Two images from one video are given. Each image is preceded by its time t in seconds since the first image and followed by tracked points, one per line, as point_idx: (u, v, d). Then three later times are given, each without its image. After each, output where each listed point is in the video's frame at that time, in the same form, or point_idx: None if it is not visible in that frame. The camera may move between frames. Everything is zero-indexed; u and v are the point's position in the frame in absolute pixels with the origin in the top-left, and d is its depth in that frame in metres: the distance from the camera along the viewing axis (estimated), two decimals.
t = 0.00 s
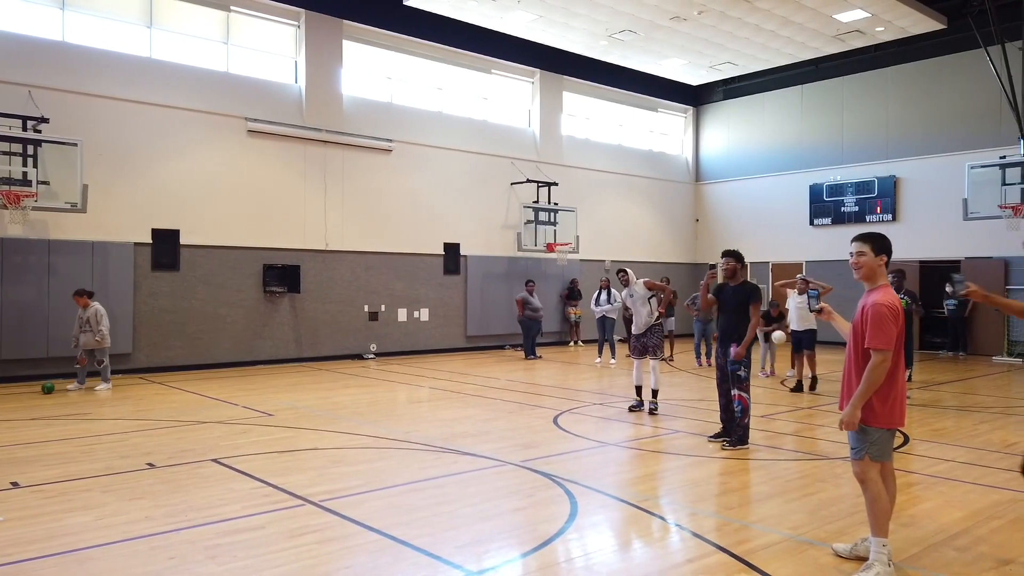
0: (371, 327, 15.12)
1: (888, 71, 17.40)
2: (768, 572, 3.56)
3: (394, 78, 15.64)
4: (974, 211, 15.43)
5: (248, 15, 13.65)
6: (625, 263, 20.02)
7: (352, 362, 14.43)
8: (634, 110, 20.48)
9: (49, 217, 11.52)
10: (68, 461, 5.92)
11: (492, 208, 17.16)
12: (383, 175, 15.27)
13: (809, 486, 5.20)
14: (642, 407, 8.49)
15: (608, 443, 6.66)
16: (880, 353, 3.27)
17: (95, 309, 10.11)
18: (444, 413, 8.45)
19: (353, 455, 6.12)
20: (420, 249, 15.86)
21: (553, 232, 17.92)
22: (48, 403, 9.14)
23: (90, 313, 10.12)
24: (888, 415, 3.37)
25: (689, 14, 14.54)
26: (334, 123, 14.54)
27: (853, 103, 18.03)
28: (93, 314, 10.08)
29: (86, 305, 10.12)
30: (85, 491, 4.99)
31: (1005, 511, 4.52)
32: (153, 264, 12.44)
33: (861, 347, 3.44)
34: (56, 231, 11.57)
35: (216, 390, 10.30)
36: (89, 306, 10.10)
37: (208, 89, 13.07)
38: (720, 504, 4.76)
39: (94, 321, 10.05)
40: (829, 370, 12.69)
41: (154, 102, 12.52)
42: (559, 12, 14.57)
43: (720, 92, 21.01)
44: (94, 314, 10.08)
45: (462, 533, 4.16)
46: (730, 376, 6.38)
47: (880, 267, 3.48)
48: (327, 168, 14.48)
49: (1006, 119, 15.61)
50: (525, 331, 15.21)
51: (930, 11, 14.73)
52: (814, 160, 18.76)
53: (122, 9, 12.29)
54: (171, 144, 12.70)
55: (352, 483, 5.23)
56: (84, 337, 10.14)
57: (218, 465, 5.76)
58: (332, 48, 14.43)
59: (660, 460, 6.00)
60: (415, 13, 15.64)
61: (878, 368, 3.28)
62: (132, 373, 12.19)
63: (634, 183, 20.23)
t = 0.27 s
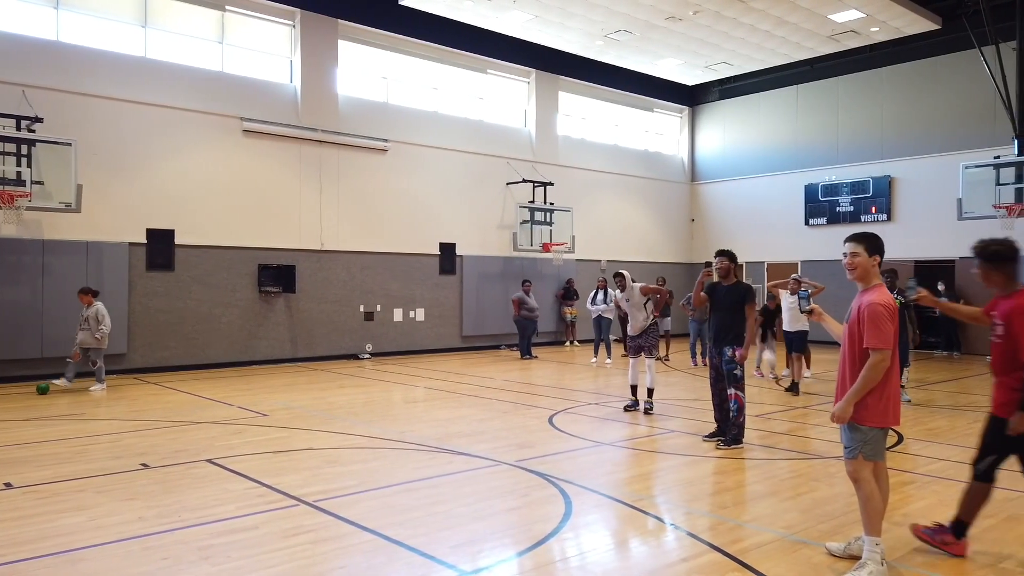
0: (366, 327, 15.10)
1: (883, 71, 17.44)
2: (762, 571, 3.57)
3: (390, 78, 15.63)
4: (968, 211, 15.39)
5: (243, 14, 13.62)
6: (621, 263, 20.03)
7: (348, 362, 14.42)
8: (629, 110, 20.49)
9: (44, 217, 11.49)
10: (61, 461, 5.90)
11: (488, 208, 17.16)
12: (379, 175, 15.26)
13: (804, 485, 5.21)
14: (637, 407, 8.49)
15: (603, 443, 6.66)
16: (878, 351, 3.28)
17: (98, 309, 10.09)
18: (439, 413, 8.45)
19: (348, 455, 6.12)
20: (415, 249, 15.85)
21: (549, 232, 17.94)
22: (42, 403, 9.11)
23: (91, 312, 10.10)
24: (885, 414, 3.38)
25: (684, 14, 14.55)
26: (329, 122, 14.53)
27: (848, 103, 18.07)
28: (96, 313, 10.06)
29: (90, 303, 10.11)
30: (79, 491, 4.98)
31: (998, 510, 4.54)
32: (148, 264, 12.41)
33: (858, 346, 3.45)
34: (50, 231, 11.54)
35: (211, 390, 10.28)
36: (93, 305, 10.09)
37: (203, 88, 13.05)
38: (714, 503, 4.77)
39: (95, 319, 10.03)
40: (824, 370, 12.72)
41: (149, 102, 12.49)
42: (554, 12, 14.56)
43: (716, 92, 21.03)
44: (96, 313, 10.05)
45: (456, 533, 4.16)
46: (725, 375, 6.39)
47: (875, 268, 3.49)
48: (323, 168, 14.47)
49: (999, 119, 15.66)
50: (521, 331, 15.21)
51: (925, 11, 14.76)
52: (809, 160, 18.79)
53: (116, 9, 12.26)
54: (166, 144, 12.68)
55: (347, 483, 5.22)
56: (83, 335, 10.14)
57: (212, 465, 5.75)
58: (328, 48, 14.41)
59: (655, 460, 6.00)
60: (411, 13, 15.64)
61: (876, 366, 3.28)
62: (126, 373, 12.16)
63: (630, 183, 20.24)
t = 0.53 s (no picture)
0: (360, 327, 15.09)
1: (877, 71, 17.50)
2: (752, 570, 3.57)
3: (384, 78, 15.62)
4: (962, 211, 15.47)
5: (237, 14, 13.59)
6: (616, 263, 20.05)
7: (342, 362, 14.40)
8: (624, 110, 20.51)
9: (36, 217, 11.44)
10: (53, 462, 5.89)
11: (482, 208, 17.16)
12: (373, 175, 15.24)
13: (795, 484, 5.23)
14: (631, 407, 8.50)
15: (596, 442, 6.67)
16: (877, 347, 3.26)
17: (92, 312, 10.08)
18: (433, 413, 8.44)
19: (340, 455, 6.12)
20: (410, 249, 15.84)
21: (543, 232, 17.96)
22: (34, 404, 9.08)
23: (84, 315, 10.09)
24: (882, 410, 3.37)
25: (678, 14, 14.56)
26: (323, 122, 14.51)
27: (842, 103, 18.11)
28: (90, 317, 10.07)
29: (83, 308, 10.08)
30: (70, 492, 4.96)
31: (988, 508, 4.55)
32: (141, 264, 12.37)
33: (854, 345, 3.43)
34: (43, 231, 11.50)
35: (204, 391, 10.26)
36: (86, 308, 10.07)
37: (197, 88, 13.02)
38: (707, 502, 4.78)
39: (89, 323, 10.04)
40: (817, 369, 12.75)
41: (141, 102, 12.45)
42: (549, 12, 14.56)
43: (710, 92, 21.06)
44: (90, 316, 10.06)
45: (448, 533, 4.16)
46: (717, 374, 6.41)
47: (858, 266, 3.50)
48: (316, 168, 14.45)
49: (992, 119, 15.72)
50: (516, 331, 15.21)
51: (918, 11, 14.81)
52: (803, 159, 18.83)
53: (109, 8, 12.22)
54: (159, 144, 12.64)
55: (340, 483, 5.22)
56: (76, 339, 10.08)
57: (205, 465, 5.74)
58: (322, 48, 14.40)
59: (647, 459, 6.01)
60: (405, 13, 15.63)
61: (878, 362, 3.25)
62: (120, 373, 12.12)
63: (624, 183, 20.26)
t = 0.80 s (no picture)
0: (351, 327, 15.05)
1: (865, 73, 17.60)
2: (740, 569, 3.59)
3: (374, 78, 15.59)
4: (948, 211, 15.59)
5: (226, 13, 13.54)
6: (606, 263, 20.08)
7: (332, 363, 14.37)
8: (614, 110, 20.54)
9: (23, 218, 11.36)
10: (40, 463, 5.85)
11: (473, 208, 17.15)
12: (363, 174, 15.20)
13: (783, 483, 5.26)
14: (620, 406, 8.53)
15: (586, 442, 6.69)
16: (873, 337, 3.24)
17: (75, 312, 10.01)
18: (423, 413, 8.44)
19: (330, 456, 6.11)
20: (400, 249, 15.82)
21: (534, 232, 17.99)
22: (21, 405, 9.02)
23: (69, 317, 10.01)
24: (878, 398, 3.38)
25: (668, 15, 14.60)
26: (313, 121, 14.47)
27: (831, 104, 18.21)
28: (74, 317, 9.99)
29: (65, 310, 9.99)
30: (57, 494, 4.93)
31: (973, 507, 4.60)
32: (129, 265, 12.31)
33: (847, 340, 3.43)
34: (30, 231, 11.42)
35: (193, 391, 10.22)
36: (68, 309, 9.99)
37: (186, 87, 12.97)
38: (695, 502, 4.80)
39: (76, 324, 9.97)
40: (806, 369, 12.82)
41: (129, 101, 12.38)
42: (539, 12, 14.57)
43: (700, 92, 21.12)
44: (76, 316, 9.99)
45: (437, 533, 4.16)
46: (706, 373, 6.43)
47: (839, 267, 3.54)
48: (306, 167, 14.40)
49: (979, 120, 15.83)
50: (507, 331, 15.21)
51: (906, 13, 14.90)
52: (792, 160, 18.92)
53: (97, 7, 12.15)
54: (148, 143, 12.58)
55: (329, 484, 5.21)
56: (66, 342, 10.03)
57: (193, 467, 5.72)
58: (311, 47, 14.36)
59: (636, 459, 6.03)
60: (395, 12, 15.60)
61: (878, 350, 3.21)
62: (108, 374, 12.05)
63: (615, 183, 20.30)
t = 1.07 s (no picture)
0: (338, 327, 15.01)
1: (850, 75, 17.73)
2: (725, 568, 3.61)
3: (362, 77, 15.54)
4: (933, 212, 15.74)
5: (213, 12, 13.46)
6: (594, 263, 20.12)
7: (319, 363, 14.31)
8: (602, 111, 20.59)
9: (7, 217, 11.26)
10: (24, 465, 5.80)
11: (461, 208, 17.14)
12: (350, 174, 15.14)
13: (769, 483, 5.29)
14: (608, 406, 8.55)
15: (573, 442, 6.70)
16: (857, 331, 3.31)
17: (61, 312, 10.06)
18: (411, 414, 8.43)
19: (317, 456, 6.09)
20: (388, 249, 15.78)
21: (522, 233, 18.03)
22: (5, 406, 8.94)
23: (55, 318, 10.03)
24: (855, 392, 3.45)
25: (655, 16, 14.65)
26: (300, 121, 14.41)
27: (817, 105, 18.32)
28: (60, 317, 10.03)
29: (49, 311, 9.99)
30: (41, 496, 4.90)
31: (956, 505, 4.64)
32: (115, 264, 12.21)
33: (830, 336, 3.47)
34: (13, 231, 11.32)
35: (179, 392, 10.16)
36: (52, 311, 10.00)
37: (172, 86, 12.89)
38: (681, 501, 4.82)
39: (63, 323, 10.02)
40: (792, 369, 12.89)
41: (115, 100, 12.29)
42: (527, 12, 14.58)
43: (688, 93, 21.20)
44: (62, 317, 10.04)
45: (424, 534, 4.16)
46: (693, 374, 6.47)
47: (824, 267, 3.58)
48: (293, 167, 14.34)
49: (963, 122, 15.98)
50: (495, 331, 15.21)
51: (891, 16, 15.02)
52: (779, 161, 19.03)
53: (82, 5, 12.05)
54: (133, 142, 12.49)
55: (316, 485, 5.20)
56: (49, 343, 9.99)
57: (179, 468, 5.69)
58: (298, 46, 14.30)
59: (624, 459, 6.05)
60: (383, 12, 15.57)
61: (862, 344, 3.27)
62: (92, 375, 11.95)
63: (603, 183, 20.34)
